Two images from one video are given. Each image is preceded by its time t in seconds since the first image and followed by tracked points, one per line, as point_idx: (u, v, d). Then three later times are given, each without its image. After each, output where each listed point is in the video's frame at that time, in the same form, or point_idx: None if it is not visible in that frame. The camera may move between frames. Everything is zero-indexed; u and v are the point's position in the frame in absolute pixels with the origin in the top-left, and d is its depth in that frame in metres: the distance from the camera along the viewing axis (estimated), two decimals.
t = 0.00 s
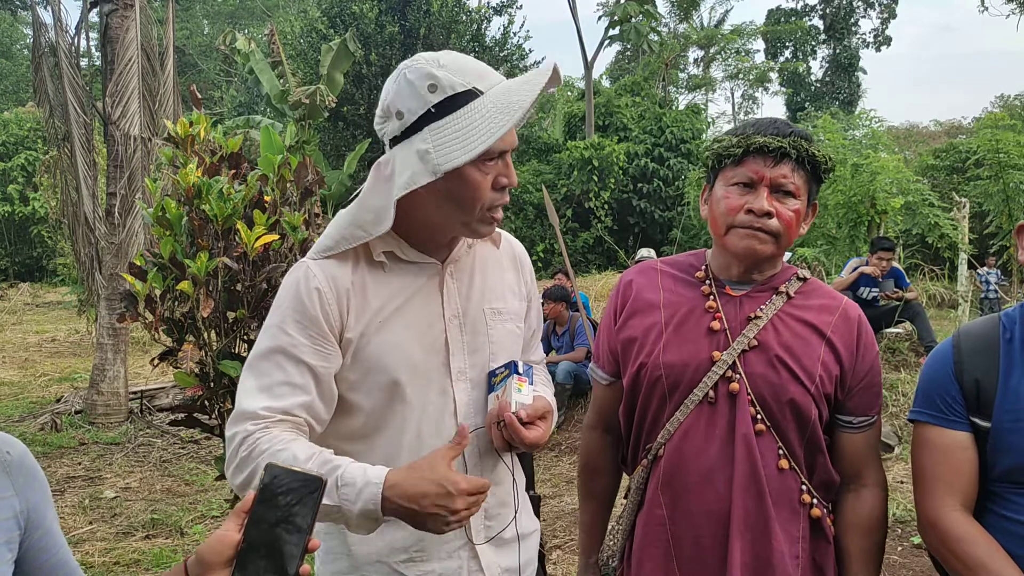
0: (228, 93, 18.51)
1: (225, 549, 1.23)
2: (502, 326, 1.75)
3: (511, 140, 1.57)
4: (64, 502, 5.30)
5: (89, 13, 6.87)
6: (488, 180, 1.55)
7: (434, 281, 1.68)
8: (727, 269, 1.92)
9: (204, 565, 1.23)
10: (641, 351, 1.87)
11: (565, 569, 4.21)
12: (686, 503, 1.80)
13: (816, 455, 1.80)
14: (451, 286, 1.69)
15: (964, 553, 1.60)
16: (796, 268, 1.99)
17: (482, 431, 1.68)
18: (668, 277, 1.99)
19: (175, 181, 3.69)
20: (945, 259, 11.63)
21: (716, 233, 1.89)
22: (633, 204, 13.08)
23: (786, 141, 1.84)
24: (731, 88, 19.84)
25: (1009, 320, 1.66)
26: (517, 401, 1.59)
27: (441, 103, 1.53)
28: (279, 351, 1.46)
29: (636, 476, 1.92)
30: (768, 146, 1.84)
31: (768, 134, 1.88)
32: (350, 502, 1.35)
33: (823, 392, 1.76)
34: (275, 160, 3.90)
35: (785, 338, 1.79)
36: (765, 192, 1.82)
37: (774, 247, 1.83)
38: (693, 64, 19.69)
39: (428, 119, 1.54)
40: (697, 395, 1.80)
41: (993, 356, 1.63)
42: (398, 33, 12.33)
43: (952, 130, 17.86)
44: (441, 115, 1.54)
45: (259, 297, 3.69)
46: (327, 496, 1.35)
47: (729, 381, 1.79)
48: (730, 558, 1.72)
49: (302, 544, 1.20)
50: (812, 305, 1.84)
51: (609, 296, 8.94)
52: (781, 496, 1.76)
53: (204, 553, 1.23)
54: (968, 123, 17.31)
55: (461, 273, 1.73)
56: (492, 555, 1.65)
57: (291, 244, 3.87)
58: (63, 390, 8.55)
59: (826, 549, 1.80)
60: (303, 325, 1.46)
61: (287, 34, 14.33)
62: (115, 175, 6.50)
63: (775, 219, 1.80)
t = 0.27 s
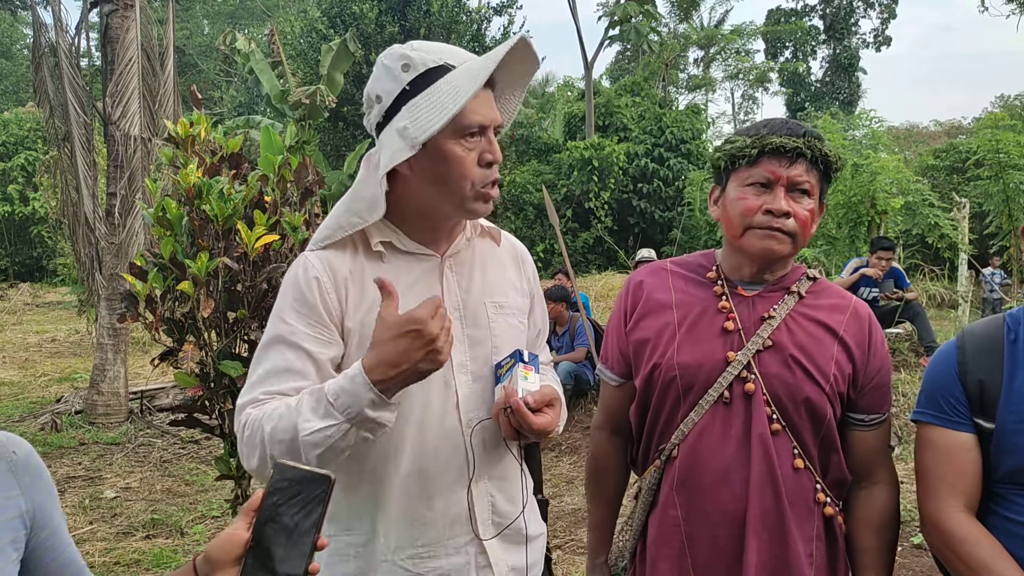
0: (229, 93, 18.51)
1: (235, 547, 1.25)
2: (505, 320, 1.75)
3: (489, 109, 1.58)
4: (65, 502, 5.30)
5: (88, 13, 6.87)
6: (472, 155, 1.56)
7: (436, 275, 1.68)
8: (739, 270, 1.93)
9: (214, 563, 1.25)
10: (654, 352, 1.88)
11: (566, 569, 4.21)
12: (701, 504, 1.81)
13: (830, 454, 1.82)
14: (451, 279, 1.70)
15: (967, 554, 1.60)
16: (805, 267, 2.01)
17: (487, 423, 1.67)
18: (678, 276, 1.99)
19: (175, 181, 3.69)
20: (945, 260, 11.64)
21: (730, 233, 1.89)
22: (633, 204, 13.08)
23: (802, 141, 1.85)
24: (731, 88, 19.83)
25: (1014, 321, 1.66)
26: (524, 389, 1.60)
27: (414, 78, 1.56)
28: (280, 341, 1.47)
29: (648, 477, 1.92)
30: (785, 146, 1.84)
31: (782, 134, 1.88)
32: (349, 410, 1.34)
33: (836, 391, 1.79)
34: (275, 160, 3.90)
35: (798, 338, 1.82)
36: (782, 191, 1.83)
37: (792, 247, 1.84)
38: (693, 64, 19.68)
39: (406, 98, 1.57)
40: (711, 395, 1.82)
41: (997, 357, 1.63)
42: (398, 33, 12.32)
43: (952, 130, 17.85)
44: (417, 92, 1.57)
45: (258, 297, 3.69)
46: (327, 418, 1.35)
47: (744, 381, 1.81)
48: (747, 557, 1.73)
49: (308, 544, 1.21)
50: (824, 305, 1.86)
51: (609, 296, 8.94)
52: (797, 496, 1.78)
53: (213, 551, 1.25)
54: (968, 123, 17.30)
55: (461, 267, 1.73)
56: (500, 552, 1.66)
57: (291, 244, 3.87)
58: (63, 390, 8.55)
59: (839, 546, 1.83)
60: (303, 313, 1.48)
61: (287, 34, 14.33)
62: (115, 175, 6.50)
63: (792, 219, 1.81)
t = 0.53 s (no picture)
0: (229, 93, 18.51)
1: (243, 544, 1.26)
2: (512, 323, 1.75)
3: (470, 111, 1.59)
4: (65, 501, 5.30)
5: (89, 12, 6.88)
6: (444, 156, 1.57)
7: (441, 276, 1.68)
8: (741, 270, 1.93)
9: (222, 559, 1.26)
10: (660, 352, 1.88)
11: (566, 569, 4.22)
12: (713, 502, 1.81)
13: (838, 448, 1.83)
14: (458, 282, 1.69)
15: (969, 555, 1.60)
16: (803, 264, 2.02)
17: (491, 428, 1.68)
18: (680, 276, 1.99)
19: (176, 180, 3.69)
20: (945, 260, 11.64)
21: (742, 234, 1.87)
22: (633, 204, 13.08)
23: (808, 141, 1.86)
24: (731, 88, 19.83)
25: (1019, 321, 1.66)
26: (527, 394, 1.59)
27: (393, 78, 1.62)
28: (288, 347, 1.47)
29: (655, 478, 1.92)
30: (792, 146, 1.85)
31: (787, 133, 1.88)
32: (365, 486, 1.36)
33: (843, 386, 1.80)
34: (276, 160, 3.91)
35: (804, 335, 1.82)
36: (791, 190, 1.82)
37: (802, 245, 1.84)
38: (693, 64, 19.68)
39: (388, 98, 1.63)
40: (720, 394, 1.82)
41: (1001, 357, 1.63)
42: (398, 33, 12.29)
43: (953, 131, 17.85)
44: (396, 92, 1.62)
45: (258, 297, 3.69)
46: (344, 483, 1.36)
47: (752, 379, 1.82)
48: (762, 555, 1.74)
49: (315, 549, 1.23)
50: (826, 300, 1.88)
51: (609, 296, 8.95)
52: (807, 492, 1.79)
53: (222, 547, 1.26)
54: (968, 124, 17.30)
55: (468, 267, 1.73)
56: (504, 554, 1.65)
57: (292, 244, 3.87)
58: (63, 390, 8.55)
59: (849, 538, 1.84)
60: (311, 317, 1.48)
61: (287, 34, 14.33)
62: (115, 174, 6.51)
63: (804, 217, 1.82)
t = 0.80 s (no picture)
0: (229, 93, 18.50)
1: (249, 541, 1.29)
2: (518, 324, 1.73)
3: (437, 106, 1.58)
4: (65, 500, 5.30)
5: (90, 11, 6.88)
6: (412, 152, 1.58)
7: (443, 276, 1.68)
8: (737, 270, 1.94)
9: (229, 557, 1.29)
10: (660, 354, 1.88)
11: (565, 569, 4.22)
12: (719, 503, 1.80)
13: (839, 445, 1.84)
14: (463, 281, 1.69)
15: (968, 556, 1.60)
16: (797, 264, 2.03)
17: (492, 426, 1.67)
18: (675, 279, 1.99)
19: (176, 179, 3.70)
20: (945, 261, 11.65)
21: (740, 234, 1.87)
22: (633, 205, 13.08)
23: (801, 140, 1.88)
24: (732, 89, 19.83)
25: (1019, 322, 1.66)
26: (532, 392, 1.59)
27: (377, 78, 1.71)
28: (289, 338, 1.49)
29: (659, 480, 1.91)
30: (786, 145, 1.86)
31: (779, 133, 1.90)
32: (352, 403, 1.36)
33: (842, 382, 1.81)
34: (276, 160, 3.91)
35: (802, 332, 1.84)
36: (786, 189, 1.83)
37: (798, 241, 1.84)
38: (693, 65, 19.67)
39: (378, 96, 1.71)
40: (722, 394, 1.82)
41: (1001, 359, 1.63)
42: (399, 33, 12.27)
43: (953, 132, 17.85)
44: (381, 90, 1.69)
45: (259, 297, 3.69)
46: (334, 414, 1.37)
47: (753, 377, 1.82)
48: (770, 554, 1.74)
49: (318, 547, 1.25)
50: (822, 298, 1.89)
51: (609, 296, 8.94)
52: (810, 489, 1.79)
53: (228, 545, 1.29)
54: (969, 125, 17.30)
55: (473, 265, 1.72)
56: (504, 555, 1.65)
57: (293, 243, 3.87)
58: (63, 389, 8.56)
59: (850, 533, 1.85)
60: (313, 309, 1.51)
61: (287, 33, 14.32)
62: (116, 174, 6.52)
63: (799, 215, 1.82)
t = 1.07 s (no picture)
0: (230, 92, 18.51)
1: (251, 540, 1.29)
2: (522, 334, 1.72)
3: (431, 136, 1.56)
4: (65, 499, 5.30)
5: (91, 10, 6.89)
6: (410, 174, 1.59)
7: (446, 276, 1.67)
8: (735, 271, 1.94)
9: (231, 556, 1.29)
10: (658, 355, 1.89)
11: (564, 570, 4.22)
12: (718, 502, 1.80)
13: (836, 445, 1.84)
14: (467, 289, 1.68)
15: (967, 556, 1.60)
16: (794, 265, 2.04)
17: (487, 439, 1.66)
18: (673, 280, 2.00)
19: (177, 179, 3.70)
20: (945, 262, 11.65)
21: (737, 235, 1.88)
22: (633, 205, 13.09)
23: (796, 141, 1.88)
24: (732, 90, 19.84)
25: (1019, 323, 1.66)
26: (522, 408, 1.60)
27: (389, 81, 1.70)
28: (296, 349, 1.50)
29: (658, 480, 1.91)
30: (782, 147, 1.87)
31: (774, 134, 1.90)
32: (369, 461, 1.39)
33: (839, 383, 1.82)
34: (276, 159, 3.91)
35: (801, 334, 1.83)
36: (782, 191, 1.84)
37: (793, 243, 1.85)
38: (694, 65, 19.69)
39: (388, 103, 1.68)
40: (721, 394, 1.82)
41: (1000, 358, 1.63)
42: (400, 33, 12.27)
43: (953, 133, 17.85)
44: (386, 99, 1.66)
45: (259, 296, 3.69)
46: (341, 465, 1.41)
47: (751, 378, 1.82)
48: (769, 554, 1.74)
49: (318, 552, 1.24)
50: (819, 299, 1.89)
51: (608, 297, 8.95)
52: (807, 489, 1.79)
53: (231, 544, 1.29)
54: (969, 127, 17.30)
55: (482, 272, 1.72)
56: (493, 563, 1.65)
57: (293, 243, 3.87)
58: (63, 387, 8.56)
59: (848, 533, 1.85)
60: (320, 317, 1.52)
61: (288, 33, 14.32)
62: (116, 172, 6.53)
63: (795, 215, 1.83)
